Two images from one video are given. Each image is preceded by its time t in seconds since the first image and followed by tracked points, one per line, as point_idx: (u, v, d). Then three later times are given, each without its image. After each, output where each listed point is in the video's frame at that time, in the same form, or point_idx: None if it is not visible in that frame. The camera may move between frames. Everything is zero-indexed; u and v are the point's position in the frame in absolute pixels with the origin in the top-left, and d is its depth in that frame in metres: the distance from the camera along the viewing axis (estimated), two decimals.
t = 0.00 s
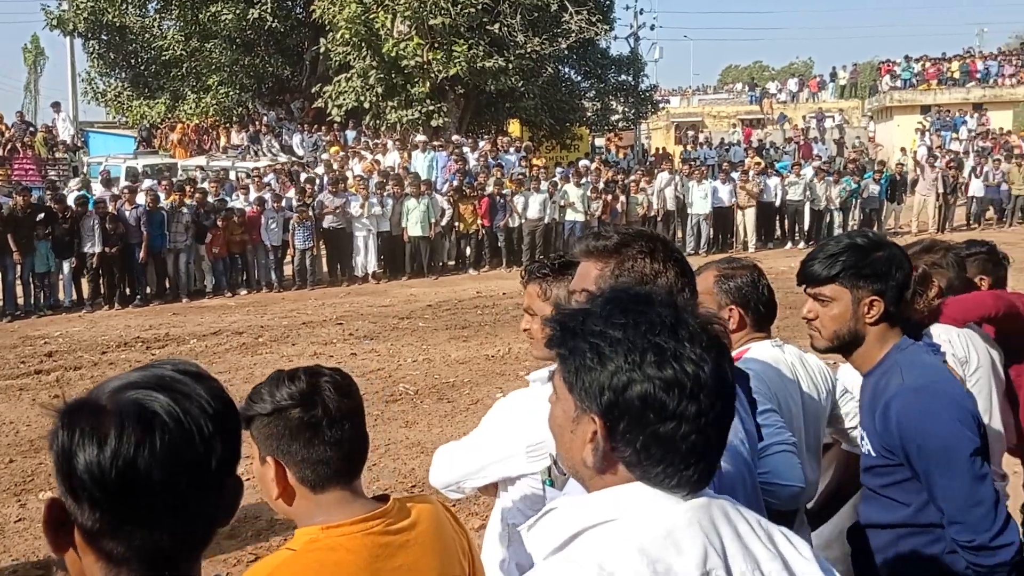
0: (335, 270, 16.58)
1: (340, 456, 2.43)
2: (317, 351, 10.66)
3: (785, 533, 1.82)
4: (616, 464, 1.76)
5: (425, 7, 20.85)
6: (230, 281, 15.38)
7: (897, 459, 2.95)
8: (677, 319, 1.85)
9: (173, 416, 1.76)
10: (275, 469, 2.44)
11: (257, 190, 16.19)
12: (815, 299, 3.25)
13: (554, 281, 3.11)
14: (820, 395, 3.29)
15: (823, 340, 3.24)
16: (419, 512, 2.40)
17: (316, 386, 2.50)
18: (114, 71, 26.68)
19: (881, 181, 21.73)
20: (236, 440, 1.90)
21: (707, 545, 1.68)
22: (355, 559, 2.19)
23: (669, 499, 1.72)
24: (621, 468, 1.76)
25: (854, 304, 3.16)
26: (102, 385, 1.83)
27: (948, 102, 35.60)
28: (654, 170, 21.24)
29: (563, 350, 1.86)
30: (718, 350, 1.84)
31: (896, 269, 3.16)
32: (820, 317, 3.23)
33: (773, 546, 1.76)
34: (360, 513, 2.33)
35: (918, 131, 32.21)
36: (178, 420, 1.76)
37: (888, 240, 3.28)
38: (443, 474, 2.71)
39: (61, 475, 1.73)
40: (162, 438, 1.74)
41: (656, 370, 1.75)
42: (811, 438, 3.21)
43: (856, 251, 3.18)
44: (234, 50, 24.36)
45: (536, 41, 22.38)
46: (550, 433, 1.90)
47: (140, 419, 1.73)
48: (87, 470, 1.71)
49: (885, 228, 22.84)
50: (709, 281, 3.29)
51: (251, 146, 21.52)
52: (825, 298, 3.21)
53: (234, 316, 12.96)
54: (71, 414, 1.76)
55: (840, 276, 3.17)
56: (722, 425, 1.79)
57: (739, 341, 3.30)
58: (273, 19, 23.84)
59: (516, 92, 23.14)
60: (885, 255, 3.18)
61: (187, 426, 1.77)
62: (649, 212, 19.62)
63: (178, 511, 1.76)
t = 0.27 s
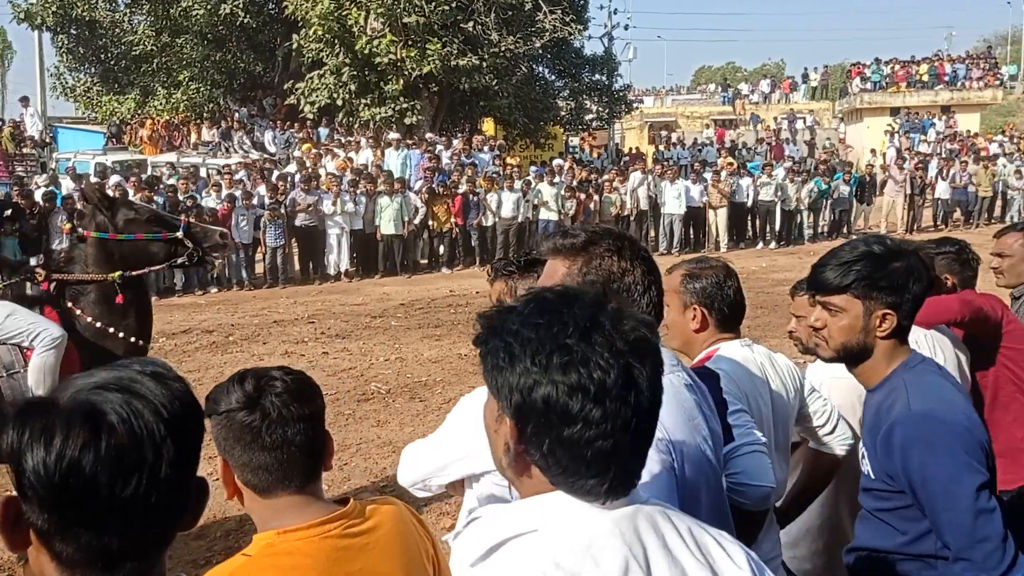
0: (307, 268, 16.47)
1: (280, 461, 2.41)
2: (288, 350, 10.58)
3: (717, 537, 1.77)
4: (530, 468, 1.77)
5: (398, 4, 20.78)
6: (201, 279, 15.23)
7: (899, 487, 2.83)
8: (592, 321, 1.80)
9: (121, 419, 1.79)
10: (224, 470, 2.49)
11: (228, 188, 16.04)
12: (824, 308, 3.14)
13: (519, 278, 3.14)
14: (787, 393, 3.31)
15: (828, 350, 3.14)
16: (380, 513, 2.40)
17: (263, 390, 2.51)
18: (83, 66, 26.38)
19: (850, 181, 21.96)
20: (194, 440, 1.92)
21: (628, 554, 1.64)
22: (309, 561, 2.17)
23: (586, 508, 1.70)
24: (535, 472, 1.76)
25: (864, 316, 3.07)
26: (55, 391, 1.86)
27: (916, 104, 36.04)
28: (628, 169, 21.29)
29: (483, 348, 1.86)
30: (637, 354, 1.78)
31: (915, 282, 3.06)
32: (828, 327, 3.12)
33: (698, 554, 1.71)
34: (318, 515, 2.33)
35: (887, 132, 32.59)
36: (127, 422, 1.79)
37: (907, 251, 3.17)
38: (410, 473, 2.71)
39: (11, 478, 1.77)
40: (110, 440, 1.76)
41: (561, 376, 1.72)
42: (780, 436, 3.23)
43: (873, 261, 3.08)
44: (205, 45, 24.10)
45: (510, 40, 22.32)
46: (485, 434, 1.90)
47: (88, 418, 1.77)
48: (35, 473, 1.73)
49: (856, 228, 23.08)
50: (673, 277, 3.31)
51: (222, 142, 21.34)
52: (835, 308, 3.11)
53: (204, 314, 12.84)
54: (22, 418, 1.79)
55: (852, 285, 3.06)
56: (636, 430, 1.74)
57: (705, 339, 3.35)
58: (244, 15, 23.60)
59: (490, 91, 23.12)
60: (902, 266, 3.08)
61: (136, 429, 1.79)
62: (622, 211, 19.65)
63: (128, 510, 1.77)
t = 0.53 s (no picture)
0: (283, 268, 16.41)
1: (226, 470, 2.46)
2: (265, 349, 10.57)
3: (643, 543, 1.88)
4: (453, 482, 1.84)
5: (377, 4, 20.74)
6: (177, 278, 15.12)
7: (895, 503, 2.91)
8: (518, 334, 1.87)
9: (84, 421, 1.79)
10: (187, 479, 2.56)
11: (204, 186, 15.92)
12: (812, 314, 3.19)
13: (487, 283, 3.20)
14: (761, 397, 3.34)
15: (819, 358, 3.19)
16: (346, 518, 2.47)
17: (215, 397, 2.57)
18: (58, 63, 26.15)
19: (826, 183, 22.16)
20: (165, 442, 1.89)
21: (554, 568, 1.71)
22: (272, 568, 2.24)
23: (514, 522, 1.77)
24: (459, 486, 1.83)
25: (850, 321, 3.10)
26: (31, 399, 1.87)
27: (891, 107, 36.40)
28: (606, 170, 21.31)
29: (406, 364, 1.94)
30: (563, 367, 1.86)
31: (904, 287, 3.08)
32: (817, 333, 3.17)
33: (624, 558, 1.81)
34: (281, 522, 2.37)
35: (863, 134, 32.87)
36: (96, 422, 1.79)
37: (898, 255, 3.19)
38: (377, 476, 2.71)
39: None
40: (74, 444, 1.76)
41: (483, 390, 1.79)
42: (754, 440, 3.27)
43: (861, 268, 3.11)
44: (182, 43, 23.94)
45: (489, 40, 22.30)
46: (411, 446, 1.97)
47: (58, 422, 1.77)
48: None
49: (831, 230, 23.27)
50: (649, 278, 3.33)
51: (199, 140, 21.18)
52: (823, 314, 3.15)
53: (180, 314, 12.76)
54: None
55: (839, 292, 3.10)
56: (557, 443, 1.82)
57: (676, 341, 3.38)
58: (222, 13, 23.44)
59: (469, 91, 23.10)
60: (889, 272, 3.10)
61: (102, 432, 1.79)
62: (600, 212, 19.59)
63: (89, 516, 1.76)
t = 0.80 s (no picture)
0: (244, 269, 16.21)
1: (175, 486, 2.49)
2: (223, 353, 10.45)
3: (559, 554, 1.87)
4: (354, 508, 1.84)
5: (340, 3, 20.62)
6: (135, 279, 14.88)
7: (859, 520, 3.05)
8: (412, 355, 1.86)
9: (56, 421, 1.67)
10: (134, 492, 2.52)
11: (163, 186, 15.69)
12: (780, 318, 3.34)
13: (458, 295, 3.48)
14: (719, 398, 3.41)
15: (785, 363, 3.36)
16: (299, 527, 2.59)
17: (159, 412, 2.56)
18: (14, 60, 25.66)
19: (787, 185, 22.42)
20: (135, 441, 1.77)
21: None
22: None
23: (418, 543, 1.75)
24: (361, 512, 1.82)
25: (810, 329, 3.24)
26: None
27: (850, 111, 36.95)
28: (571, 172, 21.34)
29: (303, 387, 1.92)
30: (462, 388, 1.85)
31: (864, 297, 3.19)
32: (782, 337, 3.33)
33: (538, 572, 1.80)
34: (230, 535, 2.47)
35: (824, 137, 33.33)
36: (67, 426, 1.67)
37: (865, 266, 3.30)
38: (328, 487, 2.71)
39: None
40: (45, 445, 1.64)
41: (375, 415, 1.78)
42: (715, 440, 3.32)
43: (825, 278, 3.24)
44: (141, 40, 23.59)
45: (453, 41, 22.29)
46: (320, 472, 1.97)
47: (25, 424, 1.65)
48: None
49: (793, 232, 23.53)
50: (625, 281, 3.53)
51: (158, 139, 20.86)
52: (788, 318, 3.30)
53: (137, 316, 12.56)
54: None
55: (799, 300, 3.26)
56: (455, 463, 1.80)
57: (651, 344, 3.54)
58: (183, 11, 23.12)
59: (433, 91, 23.02)
60: (848, 283, 3.23)
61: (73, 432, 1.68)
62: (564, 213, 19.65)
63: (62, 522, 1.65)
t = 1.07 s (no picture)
0: (173, 281, 15.83)
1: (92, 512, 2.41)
2: (149, 366, 10.18)
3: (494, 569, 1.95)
4: (281, 529, 1.87)
5: (272, 10, 20.31)
6: (57, 291, 14.39)
7: (784, 535, 3.24)
8: (334, 375, 1.88)
9: None
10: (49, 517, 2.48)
11: (87, 195, 15.23)
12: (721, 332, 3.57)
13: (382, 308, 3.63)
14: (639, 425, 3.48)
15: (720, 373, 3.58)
16: (216, 553, 2.50)
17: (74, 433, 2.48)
18: None
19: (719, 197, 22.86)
20: (60, 458, 1.85)
21: None
22: None
23: (346, 563, 1.80)
24: (288, 533, 1.86)
25: (746, 343, 3.47)
26: None
27: (779, 125, 37.88)
28: (507, 183, 21.37)
29: (225, 409, 1.95)
30: (388, 407, 1.89)
31: (799, 314, 3.43)
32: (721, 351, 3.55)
33: None
34: (150, 562, 2.40)
35: (754, 150, 34.08)
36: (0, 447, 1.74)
37: (804, 285, 3.54)
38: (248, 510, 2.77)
39: None
40: None
41: (298, 437, 1.81)
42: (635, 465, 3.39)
43: (763, 295, 3.49)
44: (65, 45, 22.89)
45: (389, 51, 22.20)
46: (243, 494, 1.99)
47: None
48: None
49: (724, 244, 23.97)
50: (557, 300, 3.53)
51: (82, 146, 20.25)
52: (726, 333, 3.54)
53: (59, 328, 12.15)
54: None
55: (738, 314, 3.49)
56: (380, 481, 1.84)
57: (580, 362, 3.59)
58: (110, 16, 22.52)
59: (368, 100, 22.86)
60: (790, 299, 3.47)
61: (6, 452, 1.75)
62: (500, 224, 19.67)
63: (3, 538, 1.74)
